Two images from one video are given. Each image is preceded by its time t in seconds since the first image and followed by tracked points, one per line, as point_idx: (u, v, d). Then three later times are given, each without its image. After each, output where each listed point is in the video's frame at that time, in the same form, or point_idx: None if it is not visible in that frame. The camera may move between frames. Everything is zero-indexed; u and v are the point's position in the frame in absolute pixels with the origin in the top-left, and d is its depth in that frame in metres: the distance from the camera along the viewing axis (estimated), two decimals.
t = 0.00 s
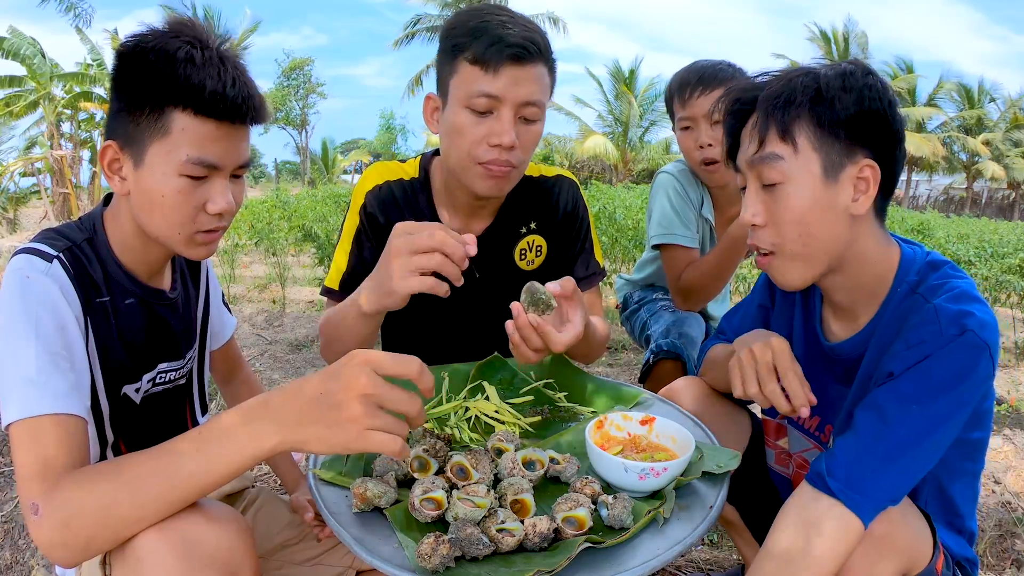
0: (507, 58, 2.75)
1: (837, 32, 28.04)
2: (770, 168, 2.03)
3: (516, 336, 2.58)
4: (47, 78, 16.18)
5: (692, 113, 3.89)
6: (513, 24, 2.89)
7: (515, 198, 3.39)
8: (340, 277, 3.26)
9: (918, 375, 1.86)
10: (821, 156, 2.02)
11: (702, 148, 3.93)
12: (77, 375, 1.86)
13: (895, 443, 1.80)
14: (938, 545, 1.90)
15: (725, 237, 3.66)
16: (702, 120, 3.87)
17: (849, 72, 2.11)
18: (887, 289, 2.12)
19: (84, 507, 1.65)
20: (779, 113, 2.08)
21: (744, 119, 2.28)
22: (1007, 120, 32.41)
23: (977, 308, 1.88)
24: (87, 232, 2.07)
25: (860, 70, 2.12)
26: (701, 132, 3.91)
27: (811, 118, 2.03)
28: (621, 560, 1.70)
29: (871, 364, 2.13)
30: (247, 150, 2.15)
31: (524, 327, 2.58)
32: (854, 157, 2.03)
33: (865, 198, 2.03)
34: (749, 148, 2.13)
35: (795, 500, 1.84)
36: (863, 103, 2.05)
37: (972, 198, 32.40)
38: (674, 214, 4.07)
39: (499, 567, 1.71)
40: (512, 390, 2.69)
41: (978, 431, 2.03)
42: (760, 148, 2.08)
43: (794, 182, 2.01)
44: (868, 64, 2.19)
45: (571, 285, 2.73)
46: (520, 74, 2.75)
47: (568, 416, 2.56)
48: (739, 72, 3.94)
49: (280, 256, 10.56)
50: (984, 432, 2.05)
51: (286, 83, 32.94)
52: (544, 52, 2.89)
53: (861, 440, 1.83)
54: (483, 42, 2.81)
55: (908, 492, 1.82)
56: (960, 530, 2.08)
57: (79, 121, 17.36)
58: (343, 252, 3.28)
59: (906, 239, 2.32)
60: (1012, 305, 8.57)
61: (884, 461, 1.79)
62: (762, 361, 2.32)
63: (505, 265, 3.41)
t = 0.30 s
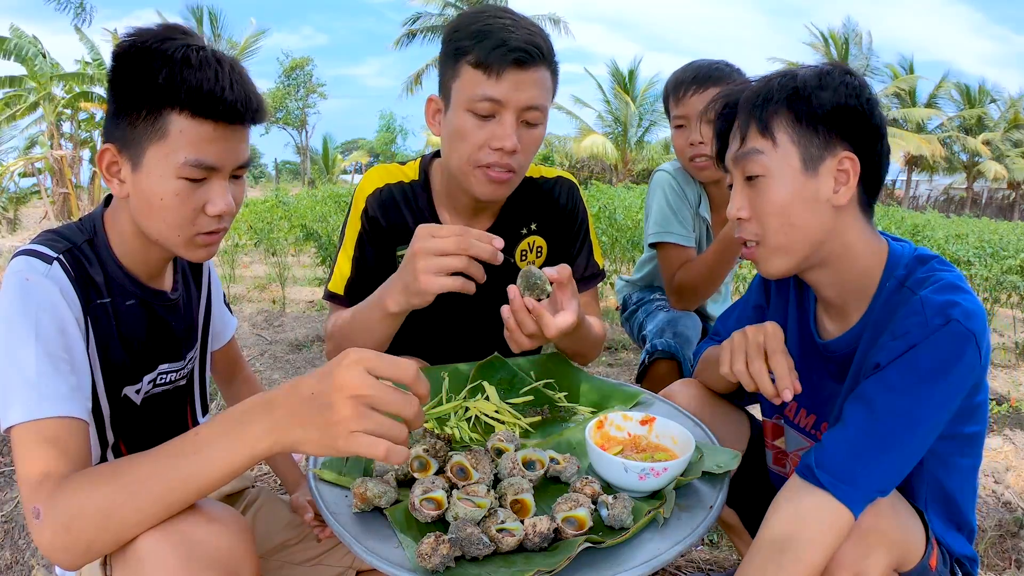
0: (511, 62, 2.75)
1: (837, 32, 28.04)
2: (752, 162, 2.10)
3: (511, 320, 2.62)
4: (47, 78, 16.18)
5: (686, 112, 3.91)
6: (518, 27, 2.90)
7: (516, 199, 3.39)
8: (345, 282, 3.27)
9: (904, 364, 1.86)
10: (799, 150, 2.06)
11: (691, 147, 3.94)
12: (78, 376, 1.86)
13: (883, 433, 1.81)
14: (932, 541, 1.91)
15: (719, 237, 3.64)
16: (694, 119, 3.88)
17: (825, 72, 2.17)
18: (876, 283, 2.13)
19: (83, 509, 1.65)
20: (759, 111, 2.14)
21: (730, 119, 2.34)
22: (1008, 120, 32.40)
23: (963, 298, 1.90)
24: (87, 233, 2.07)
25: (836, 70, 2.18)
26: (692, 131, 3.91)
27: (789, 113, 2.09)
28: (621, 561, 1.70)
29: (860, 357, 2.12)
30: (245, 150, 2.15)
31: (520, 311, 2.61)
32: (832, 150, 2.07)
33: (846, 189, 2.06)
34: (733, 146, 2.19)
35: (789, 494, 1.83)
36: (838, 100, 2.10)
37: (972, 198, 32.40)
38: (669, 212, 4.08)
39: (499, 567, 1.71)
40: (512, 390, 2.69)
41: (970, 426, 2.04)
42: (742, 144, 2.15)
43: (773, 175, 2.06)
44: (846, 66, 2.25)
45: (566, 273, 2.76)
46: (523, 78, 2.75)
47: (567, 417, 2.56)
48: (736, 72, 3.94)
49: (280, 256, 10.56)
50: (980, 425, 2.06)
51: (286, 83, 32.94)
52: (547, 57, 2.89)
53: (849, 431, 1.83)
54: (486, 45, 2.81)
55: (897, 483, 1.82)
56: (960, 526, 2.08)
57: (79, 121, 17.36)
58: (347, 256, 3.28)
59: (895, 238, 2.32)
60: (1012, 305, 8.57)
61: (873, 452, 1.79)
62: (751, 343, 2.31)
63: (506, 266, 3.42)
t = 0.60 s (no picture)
0: (514, 64, 2.75)
1: (836, 32, 28.03)
2: (742, 161, 2.12)
3: (516, 324, 2.66)
4: (46, 78, 16.16)
5: (677, 112, 3.91)
6: (521, 28, 2.90)
7: (517, 199, 3.39)
8: (348, 285, 3.27)
9: (895, 360, 1.86)
10: (789, 148, 2.07)
11: (684, 146, 3.94)
12: (78, 376, 1.86)
13: (874, 429, 1.80)
14: (927, 541, 1.91)
15: (717, 234, 3.64)
16: (686, 118, 3.87)
17: (812, 75, 2.18)
18: (867, 281, 2.13)
19: (84, 509, 1.65)
20: (749, 112, 2.15)
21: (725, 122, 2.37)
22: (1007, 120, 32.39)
23: (952, 294, 1.90)
24: (88, 233, 2.07)
25: (825, 73, 2.19)
26: (685, 130, 3.91)
27: (778, 113, 2.10)
28: (621, 560, 1.70)
29: (853, 354, 2.12)
30: (242, 149, 2.14)
31: (525, 314, 2.65)
32: (820, 148, 2.08)
33: (834, 185, 2.07)
34: (725, 146, 2.20)
35: (782, 490, 1.83)
36: (827, 100, 2.11)
37: (972, 198, 32.38)
38: (666, 212, 4.08)
39: (499, 567, 1.71)
40: (512, 390, 2.69)
41: (965, 422, 2.05)
42: (734, 143, 2.16)
43: (763, 173, 2.08)
44: (838, 69, 2.26)
45: (571, 277, 2.80)
46: (525, 80, 2.75)
47: (567, 417, 2.56)
48: (729, 71, 3.94)
49: (280, 256, 10.57)
50: (977, 422, 2.08)
51: (286, 83, 32.94)
52: (550, 58, 2.89)
53: (840, 428, 1.83)
54: (489, 46, 2.81)
55: (890, 479, 1.81)
56: (958, 524, 2.08)
57: (78, 121, 17.35)
58: (349, 257, 3.28)
59: (887, 234, 2.32)
60: (1013, 305, 8.57)
61: (865, 448, 1.79)
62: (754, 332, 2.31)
63: (507, 266, 3.42)
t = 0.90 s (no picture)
0: (508, 62, 2.75)
1: (836, 32, 28.04)
2: (744, 160, 2.12)
3: (516, 334, 2.68)
4: (46, 78, 16.16)
5: (675, 111, 3.91)
6: (516, 27, 2.90)
7: (516, 199, 3.39)
8: (350, 287, 3.27)
9: (891, 362, 1.86)
10: (790, 148, 2.08)
11: (682, 145, 3.94)
12: (79, 374, 1.86)
13: (870, 432, 1.80)
14: (920, 555, 1.90)
15: (717, 232, 3.66)
16: (684, 118, 3.88)
17: (811, 75, 2.19)
18: (867, 280, 2.12)
19: (86, 509, 1.65)
20: (750, 113, 2.16)
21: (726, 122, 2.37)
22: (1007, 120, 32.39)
23: (949, 295, 1.92)
24: (90, 232, 2.08)
25: (824, 73, 2.20)
26: (683, 130, 3.91)
27: (779, 113, 2.11)
28: (620, 561, 1.70)
29: (850, 356, 2.12)
30: (243, 149, 2.15)
31: (525, 325, 2.67)
32: (822, 147, 2.08)
33: (836, 184, 2.07)
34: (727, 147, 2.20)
35: (776, 491, 1.83)
36: (827, 98, 2.12)
37: (972, 198, 32.38)
38: (665, 212, 4.08)
39: (499, 567, 1.71)
40: (512, 391, 2.68)
41: (963, 426, 2.05)
42: (736, 144, 2.16)
43: (765, 174, 2.08)
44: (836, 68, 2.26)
45: (570, 284, 2.78)
46: (520, 78, 2.75)
47: (567, 417, 2.57)
48: (728, 71, 3.94)
49: (280, 256, 10.57)
50: (978, 426, 2.08)
51: (286, 83, 32.94)
52: (545, 56, 2.89)
53: (836, 430, 1.83)
54: (483, 45, 2.81)
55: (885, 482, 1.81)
56: (958, 529, 2.07)
57: (79, 121, 17.36)
58: (349, 259, 3.28)
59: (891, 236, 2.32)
60: (1013, 305, 8.56)
61: (860, 451, 1.78)
62: (748, 317, 2.33)
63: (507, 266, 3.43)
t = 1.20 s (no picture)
0: (501, 60, 2.75)
1: (836, 32, 28.04)
2: (758, 166, 2.08)
3: (517, 336, 2.65)
4: (46, 78, 16.16)
5: (675, 110, 3.92)
6: (508, 25, 2.90)
7: (512, 199, 3.40)
8: (352, 289, 3.26)
9: (905, 367, 1.86)
10: (806, 152, 2.06)
11: (683, 143, 3.94)
12: (81, 367, 1.86)
13: (883, 438, 1.80)
14: (926, 561, 1.91)
15: (717, 233, 3.63)
16: (684, 116, 3.88)
17: (821, 75, 2.19)
18: (879, 283, 2.13)
19: (89, 507, 1.65)
20: (763, 116, 2.13)
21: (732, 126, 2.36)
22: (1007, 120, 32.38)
23: (963, 301, 1.91)
24: (93, 228, 2.08)
25: (832, 72, 2.21)
26: (684, 128, 3.91)
27: (793, 117, 2.09)
28: (620, 560, 1.70)
29: (862, 359, 2.13)
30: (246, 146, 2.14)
31: (527, 328, 2.63)
32: (837, 150, 2.07)
33: (853, 188, 2.07)
34: (738, 152, 2.17)
35: (787, 496, 1.84)
36: (839, 99, 2.12)
37: (972, 198, 32.36)
38: (665, 212, 4.08)
39: (499, 567, 1.70)
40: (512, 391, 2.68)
41: (972, 431, 2.04)
42: (748, 149, 2.13)
43: (781, 179, 2.05)
44: (840, 67, 2.26)
45: (570, 289, 2.88)
46: (513, 76, 2.75)
47: (566, 417, 2.57)
48: (728, 70, 3.95)
49: (280, 256, 10.57)
50: (985, 431, 2.07)
51: (286, 83, 32.95)
52: (537, 53, 2.89)
53: (849, 434, 1.83)
54: (475, 45, 2.81)
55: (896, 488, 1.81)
56: (960, 535, 2.07)
57: (79, 121, 17.36)
58: (349, 259, 3.27)
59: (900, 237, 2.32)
60: (1013, 305, 8.55)
61: (872, 457, 1.78)
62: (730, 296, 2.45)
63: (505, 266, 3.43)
